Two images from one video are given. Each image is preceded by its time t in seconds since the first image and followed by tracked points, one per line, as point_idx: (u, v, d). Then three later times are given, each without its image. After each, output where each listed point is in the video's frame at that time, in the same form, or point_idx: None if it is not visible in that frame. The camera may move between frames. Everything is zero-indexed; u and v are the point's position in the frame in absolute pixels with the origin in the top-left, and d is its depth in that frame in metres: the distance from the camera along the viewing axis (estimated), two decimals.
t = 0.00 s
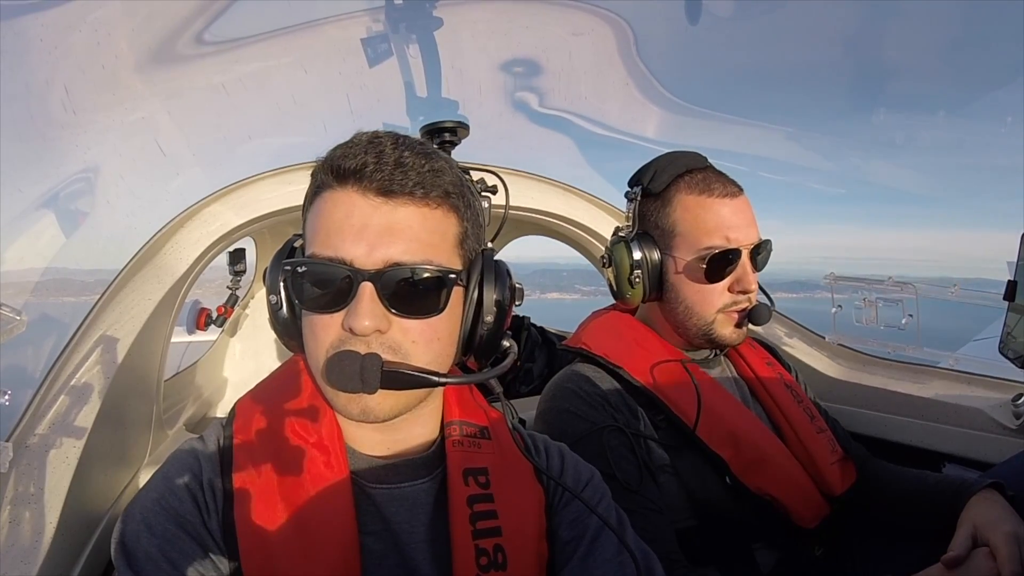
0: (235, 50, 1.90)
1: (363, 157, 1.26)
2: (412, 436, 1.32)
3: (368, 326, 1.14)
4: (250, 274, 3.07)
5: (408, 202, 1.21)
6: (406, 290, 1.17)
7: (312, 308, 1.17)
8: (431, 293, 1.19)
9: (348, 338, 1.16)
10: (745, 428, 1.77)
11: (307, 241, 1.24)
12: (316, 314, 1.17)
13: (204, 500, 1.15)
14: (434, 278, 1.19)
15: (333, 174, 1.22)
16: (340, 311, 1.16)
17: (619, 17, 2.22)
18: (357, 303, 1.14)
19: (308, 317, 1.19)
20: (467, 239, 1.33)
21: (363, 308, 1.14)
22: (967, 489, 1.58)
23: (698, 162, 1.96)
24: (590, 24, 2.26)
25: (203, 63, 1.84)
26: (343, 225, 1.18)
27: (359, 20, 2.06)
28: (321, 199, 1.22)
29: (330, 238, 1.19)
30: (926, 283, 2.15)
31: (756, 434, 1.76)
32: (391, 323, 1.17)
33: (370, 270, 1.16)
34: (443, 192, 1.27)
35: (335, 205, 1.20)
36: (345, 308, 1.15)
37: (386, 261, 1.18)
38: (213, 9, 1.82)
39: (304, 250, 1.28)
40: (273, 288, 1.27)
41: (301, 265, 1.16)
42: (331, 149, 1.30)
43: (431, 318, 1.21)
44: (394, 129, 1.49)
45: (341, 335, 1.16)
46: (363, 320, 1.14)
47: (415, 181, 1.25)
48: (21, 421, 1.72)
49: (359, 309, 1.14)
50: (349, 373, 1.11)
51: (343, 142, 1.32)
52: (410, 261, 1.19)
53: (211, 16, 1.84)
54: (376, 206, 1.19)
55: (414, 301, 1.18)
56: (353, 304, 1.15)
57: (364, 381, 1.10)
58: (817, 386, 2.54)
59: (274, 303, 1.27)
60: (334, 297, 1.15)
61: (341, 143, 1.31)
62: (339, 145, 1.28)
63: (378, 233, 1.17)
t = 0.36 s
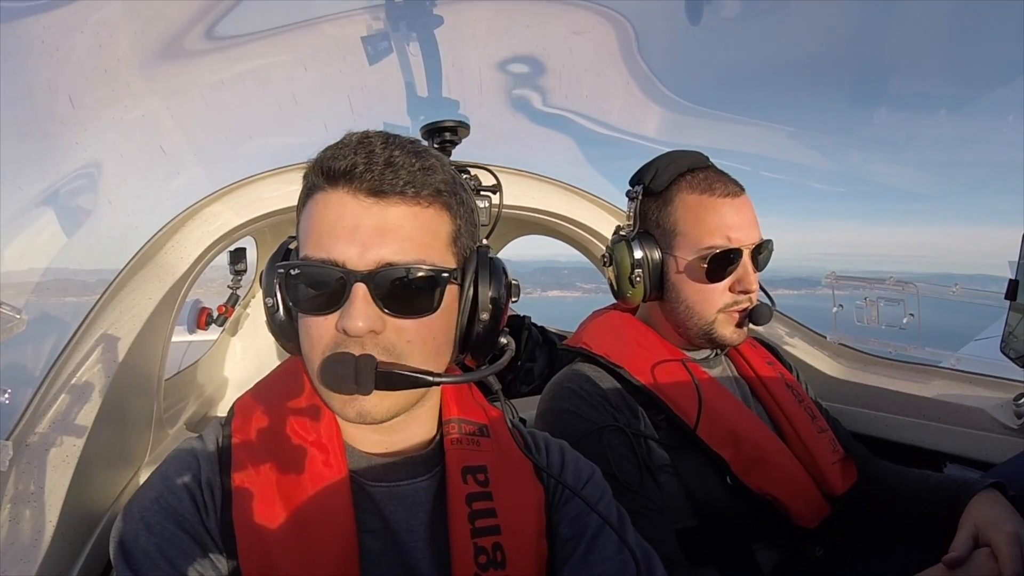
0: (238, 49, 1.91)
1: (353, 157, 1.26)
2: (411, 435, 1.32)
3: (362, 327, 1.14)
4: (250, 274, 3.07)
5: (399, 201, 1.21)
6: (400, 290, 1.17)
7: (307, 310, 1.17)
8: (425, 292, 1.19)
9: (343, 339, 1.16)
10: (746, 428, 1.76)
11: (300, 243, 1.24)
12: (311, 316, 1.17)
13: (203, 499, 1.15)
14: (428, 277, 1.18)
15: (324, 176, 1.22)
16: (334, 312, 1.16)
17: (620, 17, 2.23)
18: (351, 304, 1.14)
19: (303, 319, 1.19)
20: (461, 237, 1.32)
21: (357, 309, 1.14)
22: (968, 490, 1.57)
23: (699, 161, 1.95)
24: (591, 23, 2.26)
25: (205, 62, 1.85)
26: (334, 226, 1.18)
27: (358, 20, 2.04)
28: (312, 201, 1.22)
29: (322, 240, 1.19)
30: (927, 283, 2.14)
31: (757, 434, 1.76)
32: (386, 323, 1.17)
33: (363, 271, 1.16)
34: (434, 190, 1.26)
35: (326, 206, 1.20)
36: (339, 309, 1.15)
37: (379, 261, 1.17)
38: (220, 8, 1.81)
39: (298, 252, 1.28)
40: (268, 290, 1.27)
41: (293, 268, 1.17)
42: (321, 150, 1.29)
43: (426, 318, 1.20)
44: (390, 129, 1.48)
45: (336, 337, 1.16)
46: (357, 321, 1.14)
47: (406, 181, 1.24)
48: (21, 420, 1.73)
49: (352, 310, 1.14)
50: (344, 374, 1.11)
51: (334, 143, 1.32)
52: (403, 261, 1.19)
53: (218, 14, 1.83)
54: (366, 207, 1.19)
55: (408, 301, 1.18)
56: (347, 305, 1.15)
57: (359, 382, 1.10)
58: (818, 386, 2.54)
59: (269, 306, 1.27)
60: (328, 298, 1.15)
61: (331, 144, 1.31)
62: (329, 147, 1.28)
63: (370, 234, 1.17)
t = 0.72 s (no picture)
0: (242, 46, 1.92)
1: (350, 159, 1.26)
2: (411, 433, 1.32)
3: (360, 328, 1.14)
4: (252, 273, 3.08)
5: (396, 202, 1.21)
6: (398, 292, 1.17)
7: (306, 311, 1.17)
8: (423, 293, 1.19)
9: (341, 340, 1.16)
10: (746, 428, 1.76)
11: (298, 245, 1.24)
12: (310, 318, 1.17)
13: (201, 496, 1.16)
14: (426, 277, 1.18)
15: (321, 178, 1.23)
16: (333, 314, 1.16)
17: (621, 18, 2.24)
18: (349, 306, 1.15)
19: (302, 321, 1.20)
20: (459, 237, 1.32)
21: (355, 310, 1.15)
22: (969, 489, 1.57)
23: (702, 160, 1.95)
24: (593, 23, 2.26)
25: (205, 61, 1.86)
26: (332, 228, 1.19)
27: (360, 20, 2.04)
28: (310, 202, 1.22)
29: (320, 241, 1.19)
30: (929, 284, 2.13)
31: (757, 434, 1.76)
32: (384, 325, 1.17)
33: (361, 272, 1.17)
34: (432, 191, 1.26)
35: (323, 208, 1.20)
36: (337, 311, 1.16)
37: (377, 262, 1.17)
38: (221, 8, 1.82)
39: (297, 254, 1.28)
40: (267, 291, 1.27)
41: (292, 269, 1.17)
42: (318, 152, 1.30)
43: (423, 319, 1.21)
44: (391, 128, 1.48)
45: (334, 338, 1.16)
46: (354, 322, 1.14)
47: (403, 182, 1.25)
48: (24, 418, 1.73)
49: (351, 311, 1.14)
50: (342, 376, 1.11)
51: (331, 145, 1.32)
52: (401, 262, 1.19)
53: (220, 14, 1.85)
54: (364, 208, 1.19)
55: (406, 302, 1.18)
56: (345, 307, 1.15)
57: (357, 384, 1.10)
58: (819, 386, 2.54)
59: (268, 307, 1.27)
60: (326, 300, 1.16)
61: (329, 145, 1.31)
62: (327, 148, 1.28)
63: (367, 235, 1.17)
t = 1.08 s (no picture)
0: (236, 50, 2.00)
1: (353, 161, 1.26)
2: (413, 435, 1.32)
3: (362, 331, 1.15)
4: (255, 274, 3.08)
5: (399, 205, 1.22)
6: (400, 295, 1.17)
7: (307, 313, 1.17)
8: (425, 296, 1.19)
9: (343, 343, 1.17)
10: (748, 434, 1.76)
11: (300, 246, 1.25)
12: (313, 320, 1.18)
13: (203, 497, 1.16)
14: (427, 280, 1.19)
15: (323, 180, 1.23)
16: (336, 316, 1.16)
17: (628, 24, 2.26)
18: (351, 308, 1.15)
19: (304, 323, 1.20)
20: (461, 239, 1.32)
21: (357, 313, 1.15)
22: (970, 496, 1.57)
23: (709, 166, 1.96)
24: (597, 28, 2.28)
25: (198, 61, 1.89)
26: (335, 230, 1.19)
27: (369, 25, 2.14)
28: (313, 204, 1.23)
29: (323, 243, 1.19)
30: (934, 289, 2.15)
31: (758, 440, 1.76)
32: (386, 327, 1.18)
33: (363, 275, 1.17)
34: (434, 193, 1.26)
35: (326, 210, 1.21)
36: (339, 313, 1.16)
37: (379, 264, 1.18)
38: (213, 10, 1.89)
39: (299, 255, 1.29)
40: (269, 293, 1.28)
41: (294, 271, 1.17)
42: (322, 154, 1.30)
43: (425, 321, 1.21)
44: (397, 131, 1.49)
45: (336, 340, 1.17)
46: (357, 325, 1.15)
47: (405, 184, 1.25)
48: (26, 418, 1.74)
49: (353, 314, 1.15)
50: (344, 378, 1.11)
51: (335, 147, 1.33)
52: (403, 264, 1.20)
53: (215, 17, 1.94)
54: (366, 210, 1.19)
55: (408, 305, 1.18)
56: (347, 309, 1.16)
57: (360, 387, 1.11)
58: (822, 392, 2.54)
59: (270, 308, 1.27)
60: (328, 302, 1.16)
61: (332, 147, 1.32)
62: (329, 150, 1.29)
63: (370, 238, 1.18)
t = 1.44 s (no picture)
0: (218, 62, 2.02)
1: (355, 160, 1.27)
2: (415, 435, 1.32)
3: (364, 328, 1.15)
4: (256, 274, 3.09)
5: (401, 202, 1.21)
6: (401, 292, 1.17)
7: (309, 311, 1.18)
8: (426, 294, 1.19)
9: (345, 340, 1.17)
10: (749, 432, 1.76)
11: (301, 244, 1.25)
12: (314, 318, 1.18)
13: (204, 498, 1.16)
14: (428, 278, 1.19)
15: (325, 177, 1.23)
16: (338, 314, 1.17)
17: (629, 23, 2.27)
18: (353, 306, 1.15)
19: (305, 321, 1.20)
20: (462, 238, 1.32)
21: (359, 310, 1.15)
22: (972, 494, 1.57)
23: (709, 165, 1.96)
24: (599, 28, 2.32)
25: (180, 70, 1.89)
26: (336, 227, 1.19)
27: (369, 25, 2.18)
28: (315, 202, 1.22)
29: (325, 240, 1.19)
30: (935, 287, 2.13)
31: (759, 438, 1.76)
32: (388, 324, 1.18)
33: (365, 272, 1.17)
34: (436, 191, 1.27)
35: (328, 207, 1.20)
36: (341, 311, 1.16)
37: (381, 261, 1.18)
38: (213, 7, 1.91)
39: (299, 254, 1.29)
40: (269, 292, 1.27)
41: (296, 268, 1.18)
42: (324, 153, 1.30)
43: (426, 319, 1.21)
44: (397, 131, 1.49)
45: (338, 338, 1.17)
46: (359, 322, 1.15)
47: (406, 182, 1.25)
48: (28, 418, 1.74)
49: (355, 311, 1.15)
50: (346, 375, 1.11)
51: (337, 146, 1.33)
52: (405, 261, 1.20)
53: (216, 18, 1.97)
54: (368, 207, 1.19)
55: (409, 303, 1.18)
56: (349, 307, 1.16)
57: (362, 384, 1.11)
58: (823, 391, 2.53)
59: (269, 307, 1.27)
60: (330, 300, 1.16)
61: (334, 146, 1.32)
62: (332, 148, 1.29)
63: (371, 235, 1.18)
